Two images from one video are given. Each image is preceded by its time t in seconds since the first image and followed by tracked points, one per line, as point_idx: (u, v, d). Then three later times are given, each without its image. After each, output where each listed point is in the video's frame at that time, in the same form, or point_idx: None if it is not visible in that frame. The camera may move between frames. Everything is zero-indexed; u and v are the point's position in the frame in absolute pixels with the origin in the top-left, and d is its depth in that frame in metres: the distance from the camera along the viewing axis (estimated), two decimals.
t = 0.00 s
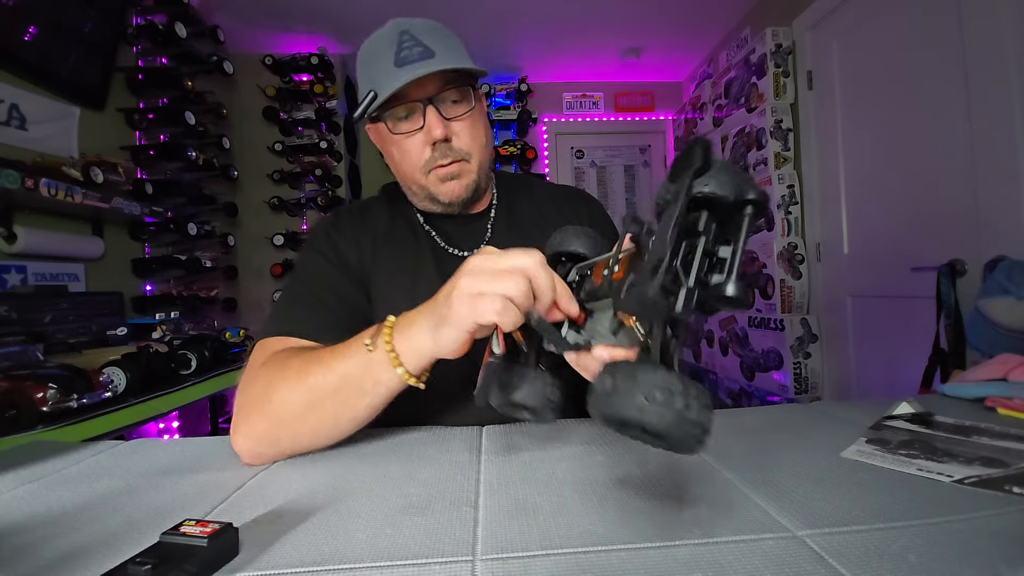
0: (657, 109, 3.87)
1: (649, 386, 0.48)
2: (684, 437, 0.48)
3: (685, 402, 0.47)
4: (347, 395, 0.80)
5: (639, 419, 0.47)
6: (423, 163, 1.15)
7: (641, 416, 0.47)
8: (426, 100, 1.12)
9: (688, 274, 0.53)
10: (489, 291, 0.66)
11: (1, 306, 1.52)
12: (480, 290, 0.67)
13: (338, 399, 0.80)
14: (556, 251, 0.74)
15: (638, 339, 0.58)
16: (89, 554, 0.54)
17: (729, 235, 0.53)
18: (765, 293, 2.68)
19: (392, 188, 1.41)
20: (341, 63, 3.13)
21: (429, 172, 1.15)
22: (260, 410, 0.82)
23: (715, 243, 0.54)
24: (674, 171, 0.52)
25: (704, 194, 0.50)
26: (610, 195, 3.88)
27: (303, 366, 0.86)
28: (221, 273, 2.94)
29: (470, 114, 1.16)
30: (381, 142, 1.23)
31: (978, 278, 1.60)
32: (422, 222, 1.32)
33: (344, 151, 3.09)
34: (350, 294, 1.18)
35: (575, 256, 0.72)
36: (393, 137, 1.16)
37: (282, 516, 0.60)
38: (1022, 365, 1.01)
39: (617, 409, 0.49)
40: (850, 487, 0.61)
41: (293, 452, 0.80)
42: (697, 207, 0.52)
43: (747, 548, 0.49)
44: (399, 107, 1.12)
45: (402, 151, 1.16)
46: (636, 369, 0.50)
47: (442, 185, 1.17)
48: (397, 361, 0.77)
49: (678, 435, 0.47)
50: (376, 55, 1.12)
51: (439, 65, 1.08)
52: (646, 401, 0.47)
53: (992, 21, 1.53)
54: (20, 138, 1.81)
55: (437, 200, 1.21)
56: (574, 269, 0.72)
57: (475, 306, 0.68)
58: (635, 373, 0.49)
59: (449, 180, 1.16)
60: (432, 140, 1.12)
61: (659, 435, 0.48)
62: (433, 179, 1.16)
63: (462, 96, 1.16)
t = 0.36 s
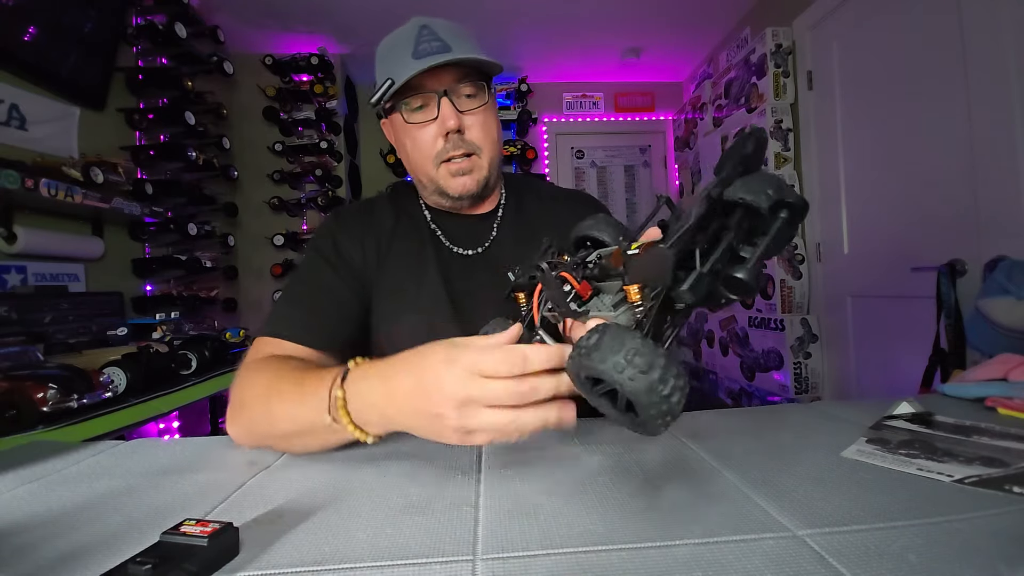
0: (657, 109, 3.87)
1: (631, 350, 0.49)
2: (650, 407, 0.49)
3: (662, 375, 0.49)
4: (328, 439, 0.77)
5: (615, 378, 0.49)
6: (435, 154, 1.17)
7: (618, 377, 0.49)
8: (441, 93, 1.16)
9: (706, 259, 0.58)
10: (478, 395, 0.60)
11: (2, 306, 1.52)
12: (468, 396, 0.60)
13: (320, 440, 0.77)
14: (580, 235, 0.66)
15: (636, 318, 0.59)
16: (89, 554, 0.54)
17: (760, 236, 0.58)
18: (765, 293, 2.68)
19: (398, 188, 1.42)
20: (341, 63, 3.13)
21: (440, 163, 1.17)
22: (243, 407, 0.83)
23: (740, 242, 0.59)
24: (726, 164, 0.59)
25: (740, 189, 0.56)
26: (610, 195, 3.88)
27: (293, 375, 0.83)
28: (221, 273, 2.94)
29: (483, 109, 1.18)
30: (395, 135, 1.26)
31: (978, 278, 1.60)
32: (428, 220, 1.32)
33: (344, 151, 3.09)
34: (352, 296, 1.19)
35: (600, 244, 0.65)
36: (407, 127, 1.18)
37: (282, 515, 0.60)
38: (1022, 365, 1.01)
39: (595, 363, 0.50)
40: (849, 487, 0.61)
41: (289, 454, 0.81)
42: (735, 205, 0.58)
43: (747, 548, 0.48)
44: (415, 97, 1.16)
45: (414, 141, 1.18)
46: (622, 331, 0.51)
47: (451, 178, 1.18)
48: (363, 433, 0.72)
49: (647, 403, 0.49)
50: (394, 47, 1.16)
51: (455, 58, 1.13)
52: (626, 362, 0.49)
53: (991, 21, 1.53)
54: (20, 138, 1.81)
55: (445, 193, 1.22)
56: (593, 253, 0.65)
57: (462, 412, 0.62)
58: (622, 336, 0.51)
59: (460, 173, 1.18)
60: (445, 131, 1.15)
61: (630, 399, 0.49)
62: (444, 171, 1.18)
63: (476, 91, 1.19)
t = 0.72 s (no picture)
0: (657, 109, 3.87)
1: (664, 356, 0.49)
2: (690, 409, 0.49)
3: (698, 376, 0.49)
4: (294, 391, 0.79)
5: (651, 385, 0.48)
6: (440, 151, 1.16)
7: (652, 384, 0.49)
8: (448, 91, 1.16)
9: (713, 253, 0.53)
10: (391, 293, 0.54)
11: (1, 306, 1.52)
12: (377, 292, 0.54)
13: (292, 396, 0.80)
14: (569, 244, 0.68)
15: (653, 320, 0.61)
16: (88, 554, 0.54)
17: (761, 226, 0.52)
18: (765, 293, 2.69)
19: (402, 187, 1.42)
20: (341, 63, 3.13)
21: (446, 161, 1.17)
22: (235, 393, 0.88)
23: (740, 234, 0.53)
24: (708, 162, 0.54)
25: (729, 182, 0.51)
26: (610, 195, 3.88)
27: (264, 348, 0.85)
28: (221, 273, 2.94)
29: (488, 107, 1.18)
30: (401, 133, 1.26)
31: (978, 278, 1.60)
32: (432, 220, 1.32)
33: (344, 151, 3.09)
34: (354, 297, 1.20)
35: (590, 252, 0.66)
36: (413, 124, 1.18)
37: (283, 515, 0.60)
38: (1022, 365, 1.01)
39: (630, 373, 0.49)
40: (849, 487, 0.61)
41: (287, 456, 0.81)
42: (727, 200, 0.52)
43: (746, 548, 0.49)
44: (422, 95, 1.17)
45: (420, 139, 1.18)
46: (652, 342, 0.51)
47: (456, 176, 1.18)
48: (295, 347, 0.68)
49: (687, 404, 0.48)
50: (403, 46, 1.18)
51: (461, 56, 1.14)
52: (661, 368, 0.49)
53: (991, 21, 1.53)
54: (20, 138, 1.81)
55: (450, 191, 1.22)
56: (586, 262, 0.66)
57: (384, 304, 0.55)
58: (649, 345, 0.51)
59: (465, 170, 1.17)
60: (451, 128, 1.14)
61: (667, 404, 0.49)
62: (449, 168, 1.17)
63: (481, 90, 1.20)
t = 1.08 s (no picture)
0: (657, 109, 3.87)
1: (626, 343, 0.49)
2: (652, 399, 0.49)
3: (660, 365, 0.48)
4: (296, 367, 0.79)
5: (614, 375, 0.48)
6: (432, 152, 1.16)
7: (615, 373, 0.48)
8: (438, 92, 1.18)
9: (683, 245, 0.53)
10: (491, 256, 0.55)
11: (2, 306, 1.52)
12: (481, 248, 0.56)
13: (291, 371, 0.80)
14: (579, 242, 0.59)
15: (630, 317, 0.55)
16: (88, 554, 0.54)
17: (731, 219, 0.53)
18: (765, 293, 2.69)
19: (403, 187, 1.42)
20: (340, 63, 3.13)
21: (438, 161, 1.16)
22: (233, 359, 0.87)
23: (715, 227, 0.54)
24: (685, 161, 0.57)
25: (700, 175, 0.53)
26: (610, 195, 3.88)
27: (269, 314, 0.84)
28: (222, 273, 2.94)
29: (479, 107, 1.19)
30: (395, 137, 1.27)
31: (978, 278, 1.60)
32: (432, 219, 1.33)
33: (344, 151, 3.09)
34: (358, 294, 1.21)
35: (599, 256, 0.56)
36: (406, 127, 1.20)
37: (283, 515, 0.60)
38: (1022, 365, 1.01)
39: (594, 363, 0.49)
40: (848, 487, 0.61)
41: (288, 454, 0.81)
42: (703, 194, 0.54)
43: (746, 548, 0.49)
44: (414, 97, 1.18)
45: (413, 140, 1.19)
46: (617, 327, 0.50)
47: (449, 175, 1.16)
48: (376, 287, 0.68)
49: (649, 395, 0.48)
50: (393, 50, 1.19)
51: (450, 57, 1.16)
52: (621, 357, 0.48)
53: (991, 21, 1.53)
54: (20, 138, 1.81)
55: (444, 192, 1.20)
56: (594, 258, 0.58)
57: (473, 261, 0.57)
58: (615, 333, 0.50)
59: (457, 170, 1.15)
60: (442, 129, 1.15)
61: (630, 393, 0.49)
62: (442, 168, 1.16)
63: (472, 90, 1.21)
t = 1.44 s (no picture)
0: (657, 108, 3.87)
1: (602, 337, 0.49)
2: (630, 395, 0.48)
3: (636, 361, 0.48)
4: (286, 353, 0.80)
5: (590, 370, 0.47)
6: (432, 152, 1.16)
7: (591, 368, 0.48)
8: (437, 93, 1.18)
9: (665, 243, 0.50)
10: (523, 224, 0.61)
11: (2, 306, 1.52)
12: (513, 216, 0.62)
13: (280, 356, 0.80)
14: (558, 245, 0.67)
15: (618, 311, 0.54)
16: (89, 553, 0.54)
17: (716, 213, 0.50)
18: (765, 293, 2.69)
19: (402, 187, 1.42)
20: (340, 63, 3.13)
21: (437, 161, 1.16)
22: (226, 346, 0.89)
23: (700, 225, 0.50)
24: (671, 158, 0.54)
25: (688, 173, 0.50)
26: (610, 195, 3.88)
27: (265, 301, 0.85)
28: (222, 273, 2.94)
29: (477, 107, 1.20)
30: (395, 137, 1.27)
31: (978, 279, 1.61)
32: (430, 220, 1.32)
33: (345, 151, 3.10)
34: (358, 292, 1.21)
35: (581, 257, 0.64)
36: (405, 127, 1.20)
37: (283, 515, 0.60)
38: (1022, 365, 1.01)
39: (573, 357, 0.49)
40: (848, 487, 0.61)
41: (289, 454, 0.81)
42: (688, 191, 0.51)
43: (746, 548, 0.49)
44: (412, 98, 1.18)
45: (413, 141, 1.19)
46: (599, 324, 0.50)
47: (448, 176, 1.16)
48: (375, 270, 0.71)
49: (627, 391, 0.48)
50: (391, 52, 1.19)
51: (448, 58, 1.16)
52: (597, 353, 0.48)
53: (990, 22, 1.53)
54: (20, 138, 1.81)
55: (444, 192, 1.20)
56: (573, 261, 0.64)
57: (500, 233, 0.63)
58: (592, 327, 0.50)
59: (456, 170, 1.15)
60: (441, 129, 1.15)
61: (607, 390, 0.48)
62: (441, 168, 1.16)
63: (471, 91, 1.22)
